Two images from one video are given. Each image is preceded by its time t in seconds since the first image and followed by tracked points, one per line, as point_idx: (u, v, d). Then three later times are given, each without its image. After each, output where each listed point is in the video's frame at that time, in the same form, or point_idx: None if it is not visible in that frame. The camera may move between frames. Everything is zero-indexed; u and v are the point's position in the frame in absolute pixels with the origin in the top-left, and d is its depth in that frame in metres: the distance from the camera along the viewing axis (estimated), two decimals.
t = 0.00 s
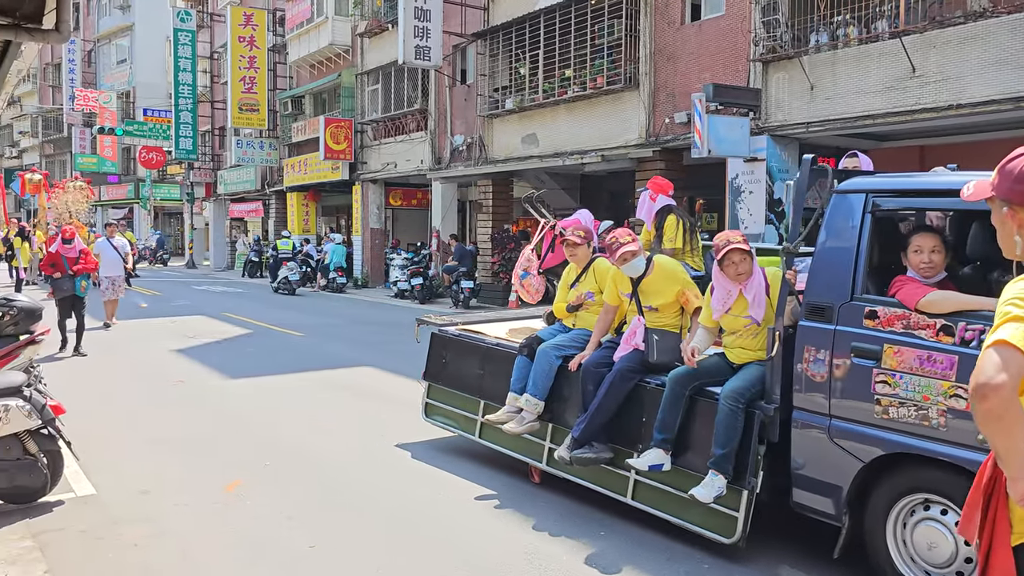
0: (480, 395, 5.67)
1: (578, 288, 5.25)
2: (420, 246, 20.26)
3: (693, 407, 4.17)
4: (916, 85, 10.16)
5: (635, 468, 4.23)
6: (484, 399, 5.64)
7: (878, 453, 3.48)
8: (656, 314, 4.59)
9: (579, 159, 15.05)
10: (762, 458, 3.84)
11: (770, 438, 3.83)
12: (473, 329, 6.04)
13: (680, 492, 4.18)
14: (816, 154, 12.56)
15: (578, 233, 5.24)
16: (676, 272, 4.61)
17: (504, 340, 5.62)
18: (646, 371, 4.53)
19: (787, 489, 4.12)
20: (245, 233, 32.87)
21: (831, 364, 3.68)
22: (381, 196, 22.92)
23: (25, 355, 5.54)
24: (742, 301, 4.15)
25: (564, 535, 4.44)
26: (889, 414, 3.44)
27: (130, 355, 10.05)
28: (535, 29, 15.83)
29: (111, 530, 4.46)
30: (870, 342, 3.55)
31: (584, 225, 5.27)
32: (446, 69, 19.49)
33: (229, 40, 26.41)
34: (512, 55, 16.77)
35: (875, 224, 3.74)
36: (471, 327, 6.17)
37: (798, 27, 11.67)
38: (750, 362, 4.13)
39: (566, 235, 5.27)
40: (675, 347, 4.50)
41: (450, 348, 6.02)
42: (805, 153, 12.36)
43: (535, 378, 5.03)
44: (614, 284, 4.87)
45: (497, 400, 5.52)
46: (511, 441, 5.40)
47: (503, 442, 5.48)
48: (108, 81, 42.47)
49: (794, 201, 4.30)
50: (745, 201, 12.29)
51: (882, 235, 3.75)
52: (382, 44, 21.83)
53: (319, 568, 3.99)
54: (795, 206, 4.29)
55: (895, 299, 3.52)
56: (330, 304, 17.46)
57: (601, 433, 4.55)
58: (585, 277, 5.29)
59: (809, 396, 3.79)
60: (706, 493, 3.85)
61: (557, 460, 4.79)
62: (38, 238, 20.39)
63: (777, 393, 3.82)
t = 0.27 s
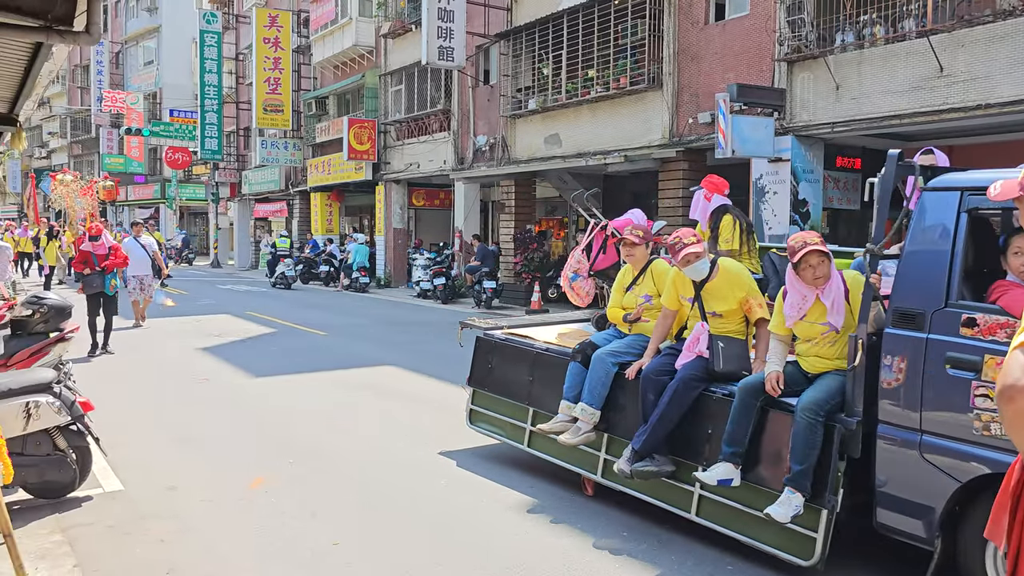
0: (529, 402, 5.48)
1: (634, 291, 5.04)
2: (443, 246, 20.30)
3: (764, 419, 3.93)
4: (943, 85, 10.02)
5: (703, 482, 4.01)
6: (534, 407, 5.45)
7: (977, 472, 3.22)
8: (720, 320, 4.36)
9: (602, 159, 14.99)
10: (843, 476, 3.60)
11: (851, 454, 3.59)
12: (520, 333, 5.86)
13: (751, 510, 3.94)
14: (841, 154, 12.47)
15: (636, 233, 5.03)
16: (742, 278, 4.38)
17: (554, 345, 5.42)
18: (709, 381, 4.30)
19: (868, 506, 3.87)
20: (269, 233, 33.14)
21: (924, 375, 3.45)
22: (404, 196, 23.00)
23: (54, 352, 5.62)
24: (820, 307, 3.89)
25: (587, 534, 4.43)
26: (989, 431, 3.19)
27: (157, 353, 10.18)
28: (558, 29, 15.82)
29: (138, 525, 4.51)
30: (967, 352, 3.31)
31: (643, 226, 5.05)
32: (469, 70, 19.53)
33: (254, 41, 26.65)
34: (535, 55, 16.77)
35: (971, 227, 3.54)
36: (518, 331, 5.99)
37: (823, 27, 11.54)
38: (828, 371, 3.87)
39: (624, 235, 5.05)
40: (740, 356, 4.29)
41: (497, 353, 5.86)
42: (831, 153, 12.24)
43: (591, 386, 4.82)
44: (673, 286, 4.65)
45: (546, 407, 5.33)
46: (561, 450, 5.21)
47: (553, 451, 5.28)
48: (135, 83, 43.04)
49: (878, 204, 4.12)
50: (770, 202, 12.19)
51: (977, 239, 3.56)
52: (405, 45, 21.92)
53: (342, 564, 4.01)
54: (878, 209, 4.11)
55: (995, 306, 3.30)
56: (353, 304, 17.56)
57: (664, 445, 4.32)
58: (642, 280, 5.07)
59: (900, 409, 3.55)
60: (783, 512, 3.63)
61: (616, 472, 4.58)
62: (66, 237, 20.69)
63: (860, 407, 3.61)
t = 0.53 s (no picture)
0: (580, 411, 5.25)
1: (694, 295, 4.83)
2: (467, 247, 20.35)
3: (844, 434, 3.64)
4: (974, 85, 9.85)
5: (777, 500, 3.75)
6: (585, 416, 5.22)
7: None
8: (788, 327, 4.06)
9: (627, 160, 14.93)
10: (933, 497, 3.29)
11: (943, 473, 3.28)
12: (569, 338, 5.65)
13: (830, 531, 3.66)
14: (869, 155, 12.34)
15: (698, 233, 4.81)
16: (814, 282, 4.05)
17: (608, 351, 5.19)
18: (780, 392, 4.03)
19: (962, 530, 3.51)
20: (294, 233, 33.43)
21: None
22: (429, 197, 23.09)
23: (86, 350, 5.69)
24: (906, 314, 3.60)
25: (611, 536, 4.41)
26: None
27: (184, 352, 10.29)
28: (583, 30, 15.80)
29: (166, 521, 4.55)
30: None
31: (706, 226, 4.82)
32: (494, 71, 19.55)
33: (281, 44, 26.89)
34: (560, 56, 16.76)
35: None
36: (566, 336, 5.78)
37: (852, 26, 11.43)
38: (914, 383, 3.58)
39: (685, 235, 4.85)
40: (806, 364, 3.98)
41: (546, 360, 5.64)
42: (859, 154, 12.11)
43: (649, 396, 4.57)
44: (739, 290, 4.36)
45: (599, 416, 5.10)
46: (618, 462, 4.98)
47: (607, 461, 5.07)
48: (164, 84, 43.62)
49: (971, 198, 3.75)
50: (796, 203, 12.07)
51: None
52: (431, 46, 22.02)
53: (367, 563, 4.02)
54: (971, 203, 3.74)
55: None
56: (377, 304, 17.66)
57: (731, 459, 4.07)
58: (701, 283, 4.87)
59: (996, 426, 3.19)
60: (868, 535, 3.32)
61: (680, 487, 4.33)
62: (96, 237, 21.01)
63: (952, 422, 3.27)
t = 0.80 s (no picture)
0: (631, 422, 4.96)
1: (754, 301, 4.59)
2: (489, 249, 20.38)
3: (927, 453, 3.41)
4: (1002, 86, 9.69)
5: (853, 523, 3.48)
6: (636, 428, 4.93)
7: None
8: (858, 336, 3.90)
9: (650, 163, 14.87)
10: None
11: None
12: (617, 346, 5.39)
13: (910, 557, 3.41)
14: (895, 158, 12.14)
15: (758, 237, 4.56)
16: (889, 288, 3.86)
17: (661, 360, 4.92)
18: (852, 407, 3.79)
19: None
20: (317, 236, 33.67)
21: None
22: (451, 201, 23.15)
23: (112, 350, 5.75)
24: (997, 325, 3.45)
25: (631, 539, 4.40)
26: None
27: (209, 353, 10.38)
28: (606, 33, 15.76)
29: (190, 520, 4.59)
30: None
31: (767, 229, 4.57)
32: (517, 74, 19.57)
33: (305, 48, 27.09)
34: (583, 60, 16.73)
35: None
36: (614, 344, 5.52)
37: (878, 28, 11.29)
38: (1005, 400, 3.39)
39: (744, 238, 4.60)
40: (882, 378, 3.79)
41: (592, 369, 5.37)
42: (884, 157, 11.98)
43: (709, 409, 4.30)
44: (807, 295, 4.17)
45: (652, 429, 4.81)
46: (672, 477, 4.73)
47: (660, 477, 4.81)
48: (190, 88, 44.13)
49: None
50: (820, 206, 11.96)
51: None
52: (454, 49, 22.09)
53: (389, 564, 4.03)
54: None
55: None
56: (399, 307, 17.71)
57: (800, 478, 3.82)
58: (762, 289, 4.61)
59: None
60: (961, 564, 3.08)
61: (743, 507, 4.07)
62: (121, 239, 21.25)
63: None
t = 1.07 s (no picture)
0: (681, 436, 4.73)
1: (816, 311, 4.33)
2: (508, 253, 20.38)
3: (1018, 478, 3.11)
4: None
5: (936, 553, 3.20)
6: (687, 442, 4.69)
7: None
8: (934, 348, 3.64)
9: (670, 167, 14.81)
10: None
11: None
12: (665, 355, 5.13)
13: None
14: (919, 161, 11.98)
15: (822, 242, 4.33)
16: (970, 297, 3.58)
17: (715, 371, 4.66)
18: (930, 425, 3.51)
19: None
20: (338, 239, 33.85)
21: None
22: (470, 204, 23.19)
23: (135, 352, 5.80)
24: None
25: (651, 544, 4.36)
26: None
27: (230, 355, 10.46)
28: (626, 37, 15.73)
29: (212, 521, 4.61)
30: None
31: (830, 235, 4.35)
32: (537, 78, 19.57)
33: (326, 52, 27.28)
34: (602, 63, 16.69)
35: None
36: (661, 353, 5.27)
37: (902, 30, 11.13)
38: None
39: (807, 244, 4.37)
40: (961, 395, 3.49)
41: (638, 380, 5.12)
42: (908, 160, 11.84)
43: (771, 424, 4.03)
44: (876, 304, 3.91)
45: (704, 443, 4.56)
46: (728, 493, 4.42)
47: (713, 494, 4.54)
48: (212, 92, 44.60)
49: None
50: (843, 210, 11.85)
51: None
52: (474, 53, 22.15)
53: (408, 566, 4.02)
54: None
55: None
56: (419, 310, 17.76)
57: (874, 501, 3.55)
58: (824, 298, 4.35)
59: None
60: None
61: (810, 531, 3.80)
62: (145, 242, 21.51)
63: None
